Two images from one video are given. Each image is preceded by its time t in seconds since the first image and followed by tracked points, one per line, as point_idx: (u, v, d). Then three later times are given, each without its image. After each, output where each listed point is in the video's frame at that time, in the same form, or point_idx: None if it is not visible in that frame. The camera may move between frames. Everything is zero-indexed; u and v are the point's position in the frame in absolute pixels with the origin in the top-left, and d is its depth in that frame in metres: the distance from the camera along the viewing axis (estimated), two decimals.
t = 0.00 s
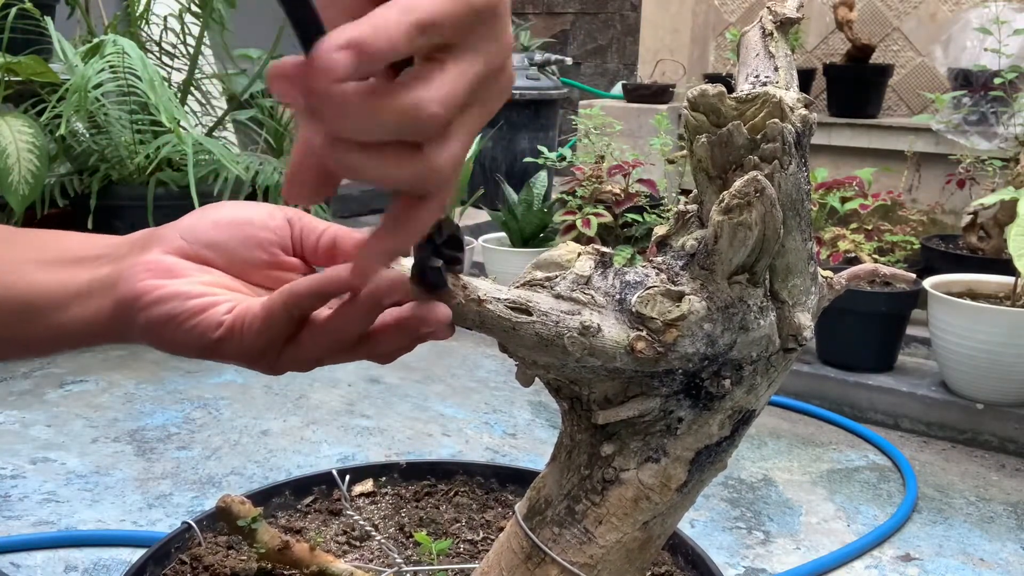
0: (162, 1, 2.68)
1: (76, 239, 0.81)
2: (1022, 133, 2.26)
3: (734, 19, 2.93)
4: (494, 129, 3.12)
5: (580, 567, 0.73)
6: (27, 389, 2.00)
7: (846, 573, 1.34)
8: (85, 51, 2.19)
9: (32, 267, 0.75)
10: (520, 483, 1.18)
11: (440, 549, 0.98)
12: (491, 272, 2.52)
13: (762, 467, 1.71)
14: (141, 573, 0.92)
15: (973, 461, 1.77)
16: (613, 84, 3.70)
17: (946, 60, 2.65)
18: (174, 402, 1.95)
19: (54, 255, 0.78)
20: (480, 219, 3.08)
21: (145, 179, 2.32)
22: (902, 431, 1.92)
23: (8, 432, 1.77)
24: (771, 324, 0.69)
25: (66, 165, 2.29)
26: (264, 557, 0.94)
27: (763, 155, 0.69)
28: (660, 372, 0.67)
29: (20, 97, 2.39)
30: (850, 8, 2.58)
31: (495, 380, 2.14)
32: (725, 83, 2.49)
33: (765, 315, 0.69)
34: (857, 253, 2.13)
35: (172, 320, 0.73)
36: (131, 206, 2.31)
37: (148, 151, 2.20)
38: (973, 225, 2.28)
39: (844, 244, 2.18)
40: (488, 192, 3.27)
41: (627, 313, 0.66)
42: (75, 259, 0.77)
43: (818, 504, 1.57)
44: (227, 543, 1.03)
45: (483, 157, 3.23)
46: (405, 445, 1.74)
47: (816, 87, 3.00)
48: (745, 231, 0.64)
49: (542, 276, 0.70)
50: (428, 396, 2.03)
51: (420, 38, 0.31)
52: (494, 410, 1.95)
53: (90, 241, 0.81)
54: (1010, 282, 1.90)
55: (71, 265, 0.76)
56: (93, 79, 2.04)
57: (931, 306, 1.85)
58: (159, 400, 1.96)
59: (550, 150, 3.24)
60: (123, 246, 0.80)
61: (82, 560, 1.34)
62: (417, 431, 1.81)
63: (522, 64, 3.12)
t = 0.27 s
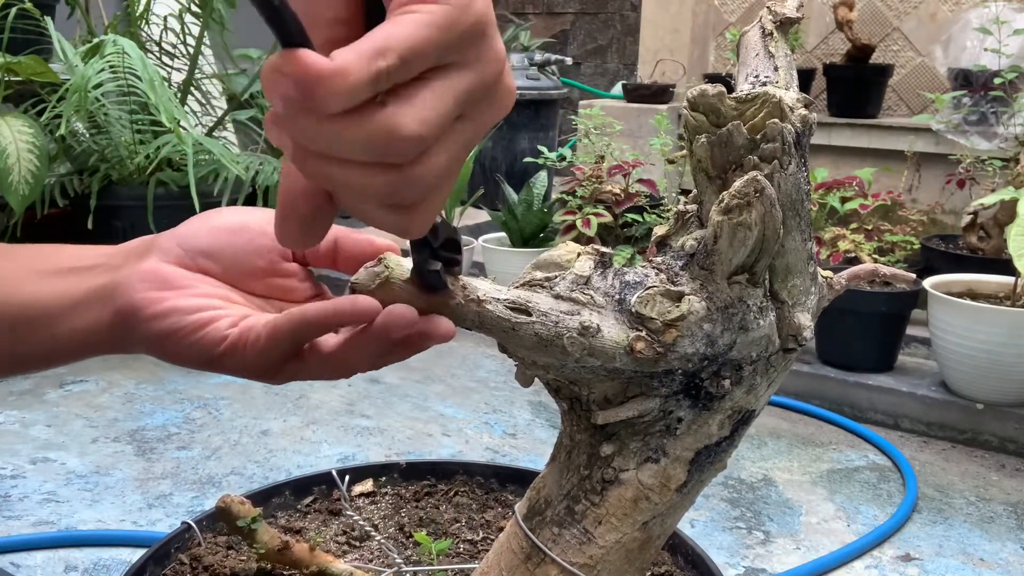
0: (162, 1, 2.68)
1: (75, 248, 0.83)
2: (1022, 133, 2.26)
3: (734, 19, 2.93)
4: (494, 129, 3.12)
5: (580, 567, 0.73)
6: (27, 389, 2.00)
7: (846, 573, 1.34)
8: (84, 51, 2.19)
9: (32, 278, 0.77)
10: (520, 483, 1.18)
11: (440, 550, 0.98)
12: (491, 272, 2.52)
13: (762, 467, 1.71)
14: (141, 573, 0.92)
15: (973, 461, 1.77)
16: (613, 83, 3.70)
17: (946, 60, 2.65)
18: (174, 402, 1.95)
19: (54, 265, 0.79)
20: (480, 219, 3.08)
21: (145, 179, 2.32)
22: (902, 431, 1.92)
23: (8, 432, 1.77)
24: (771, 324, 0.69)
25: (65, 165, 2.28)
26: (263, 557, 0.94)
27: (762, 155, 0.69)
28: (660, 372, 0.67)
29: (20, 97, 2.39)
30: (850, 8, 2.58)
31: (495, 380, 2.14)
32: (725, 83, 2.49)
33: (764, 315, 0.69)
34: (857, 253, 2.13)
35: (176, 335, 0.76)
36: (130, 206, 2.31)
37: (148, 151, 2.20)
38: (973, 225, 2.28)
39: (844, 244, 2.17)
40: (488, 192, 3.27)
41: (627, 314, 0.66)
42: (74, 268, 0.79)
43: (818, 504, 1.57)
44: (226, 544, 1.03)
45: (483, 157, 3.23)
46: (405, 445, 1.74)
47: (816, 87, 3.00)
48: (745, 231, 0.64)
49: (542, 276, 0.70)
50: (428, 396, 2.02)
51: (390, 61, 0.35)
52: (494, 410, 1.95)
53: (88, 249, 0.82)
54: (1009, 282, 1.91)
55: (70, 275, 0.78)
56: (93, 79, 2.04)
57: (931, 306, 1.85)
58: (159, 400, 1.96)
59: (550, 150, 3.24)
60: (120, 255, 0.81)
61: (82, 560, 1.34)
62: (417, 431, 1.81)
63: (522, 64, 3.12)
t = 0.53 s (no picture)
0: (162, 2, 2.69)
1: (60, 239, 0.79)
2: (1023, 133, 2.26)
3: (733, 19, 2.93)
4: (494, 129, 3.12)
5: (576, 565, 0.73)
6: (28, 389, 2.00)
7: (846, 573, 1.34)
8: (84, 51, 2.19)
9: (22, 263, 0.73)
10: (518, 483, 1.18)
11: (438, 550, 0.98)
12: (491, 272, 2.53)
13: (762, 467, 1.71)
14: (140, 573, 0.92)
15: (973, 461, 1.77)
16: (613, 84, 3.70)
17: (946, 60, 2.65)
18: (173, 403, 1.95)
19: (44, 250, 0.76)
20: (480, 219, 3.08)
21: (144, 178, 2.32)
22: (901, 431, 1.92)
23: (8, 432, 1.78)
24: (763, 320, 0.69)
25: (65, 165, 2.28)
26: (261, 557, 0.94)
27: (753, 152, 0.70)
28: (653, 369, 0.67)
29: (20, 97, 2.39)
30: (850, 8, 2.58)
31: (495, 380, 2.14)
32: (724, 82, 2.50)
33: (757, 311, 0.69)
34: (857, 253, 2.13)
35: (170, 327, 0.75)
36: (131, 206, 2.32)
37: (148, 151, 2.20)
38: (973, 225, 2.28)
39: (844, 244, 2.17)
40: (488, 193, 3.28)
41: (620, 311, 0.67)
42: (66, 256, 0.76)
43: (818, 504, 1.57)
44: (225, 544, 1.03)
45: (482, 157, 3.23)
46: (405, 445, 1.74)
47: (816, 87, 3.00)
48: (736, 228, 0.64)
49: (535, 274, 0.70)
50: (428, 396, 2.03)
51: (378, 36, 0.40)
52: (493, 410, 1.95)
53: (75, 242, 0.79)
54: (1009, 282, 1.90)
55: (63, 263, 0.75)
56: (93, 79, 2.04)
57: (931, 306, 1.85)
58: (159, 400, 1.96)
59: (549, 151, 3.25)
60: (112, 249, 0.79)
61: (82, 560, 1.34)
62: (417, 431, 1.81)
63: (522, 64, 3.12)
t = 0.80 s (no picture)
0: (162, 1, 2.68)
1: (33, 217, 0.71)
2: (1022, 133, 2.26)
3: (734, 19, 2.93)
4: (493, 129, 3.12)
5: (581, 566, 0.73)
6: (27, 389, 2.00)
7: (846, 573, 1.34)
8: (84, 51, 2.19)
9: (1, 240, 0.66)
10: (520, 483, 1.18)
11: (440, 549, 0.98)
12: (491, 272, 2.53)
13: (762, 467, 1.71)
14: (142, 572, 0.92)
15: (973, 461, 1.77)
16: (613, 84, 3.70)
17: (946, 60, 2.65)
18: (174, 402, 1.95)
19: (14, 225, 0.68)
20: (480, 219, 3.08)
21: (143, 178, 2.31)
22: (902, 431, 1.92)
23: (8, 431, 1.77)
24: (770, 323, 0.69)
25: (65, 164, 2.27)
26: (264, 556, 0.94)
27: (762, 154, 0.70)
28: (660, 371, 0.67)
29: (20, 97, 2.39)
30: (850, 8, 2.58)
31: (496, 380, 2.14)
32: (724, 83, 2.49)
33: (764, 314, 0.69)
34: (857, 253, 2.13)
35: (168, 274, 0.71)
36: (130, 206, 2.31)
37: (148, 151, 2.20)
38: (973, 225, 2.28)
39: (844, 244, 2.17)
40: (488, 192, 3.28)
41: (627, 313, 0.66)
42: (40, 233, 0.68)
43: (819, 504, 1.57)
44: (227, 543, 1.03)
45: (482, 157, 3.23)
46: (406, 445, 1.74)
47: (816, 87, 3.00)
48: (744, 230, 0.65)
49: (542, 275, 0.70)
50: (428, 396, 2.02)
51: (389, 29, 0.36)
52: (494, 410, 1.95)
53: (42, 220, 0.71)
54: (1009, 282, 1.91)
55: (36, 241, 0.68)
56: (93, 78, 2.04)
57: (931, 306, 1.85)
58: (159, 400, 1.96)
59: (550, 150, 3.25)
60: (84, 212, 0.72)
61: (82, 560, 1.34)
62: (417, 431, 1.81)
63: (522, 64, 3.12)
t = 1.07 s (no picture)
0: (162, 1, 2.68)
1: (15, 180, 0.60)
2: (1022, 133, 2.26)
3: (734, 19, 2.93)
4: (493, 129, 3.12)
5: (579, 567, 0.73)
6: (27, 389, 2.00)
7: (846, 573, 1.34)
8: (85, 51, 2.19)
9: None
10: (519, 483, 1.18)
11: (440, 549, 0.98)
12: (490, 272, 2.53)
13: (762, 467, 1.71)
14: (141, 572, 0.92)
15: (973, 461, 1.77)
16: (613, 84, 3.70)
17: (946, 60, 2.65)
18: (174, 402, 1.95)
19: None
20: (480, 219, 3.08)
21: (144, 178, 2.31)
22: (902, 431, 1.92)
23: (7, 432, 1.77)
24: (769, 323, 0.69)
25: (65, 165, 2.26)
26: (264, 556, 0.93)
27: (760, 154, 0.70)
28: (658, 371, 0.67)
29: (20, 97, 2.39)
30: (850, 8, 2.58)
31: (495, 380, 2.14)
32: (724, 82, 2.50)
33: (762, 314, 0.69)
34: (857, 253, 2.13)
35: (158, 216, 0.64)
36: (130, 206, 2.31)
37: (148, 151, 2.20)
38: (973, 225, 2.28)
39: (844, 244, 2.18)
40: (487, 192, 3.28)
41: (626, 313, 0.67)
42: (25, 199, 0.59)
43: (818, 504, 1.57)
44: (226, 543, 1.03)
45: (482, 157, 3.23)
46: (406, 445, 1.74)
47: (816, 87, 3.00)
48: (743, 230, 0.65)
49: (541, 275, 0.70)
50: (428, 396, 2.03)
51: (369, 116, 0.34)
52: (494, 410, 1.95)
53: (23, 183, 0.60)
54: (1009, 282, 1.91)
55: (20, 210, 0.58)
56: (93, 78, 2.04)
57: (931, 306, 1.85)
58: (159, 400, 1.96)
59: (550, 150, 3.25)
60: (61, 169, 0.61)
61: (82, 560, 1.34)
62: (417, 431, 1.81)
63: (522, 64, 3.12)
